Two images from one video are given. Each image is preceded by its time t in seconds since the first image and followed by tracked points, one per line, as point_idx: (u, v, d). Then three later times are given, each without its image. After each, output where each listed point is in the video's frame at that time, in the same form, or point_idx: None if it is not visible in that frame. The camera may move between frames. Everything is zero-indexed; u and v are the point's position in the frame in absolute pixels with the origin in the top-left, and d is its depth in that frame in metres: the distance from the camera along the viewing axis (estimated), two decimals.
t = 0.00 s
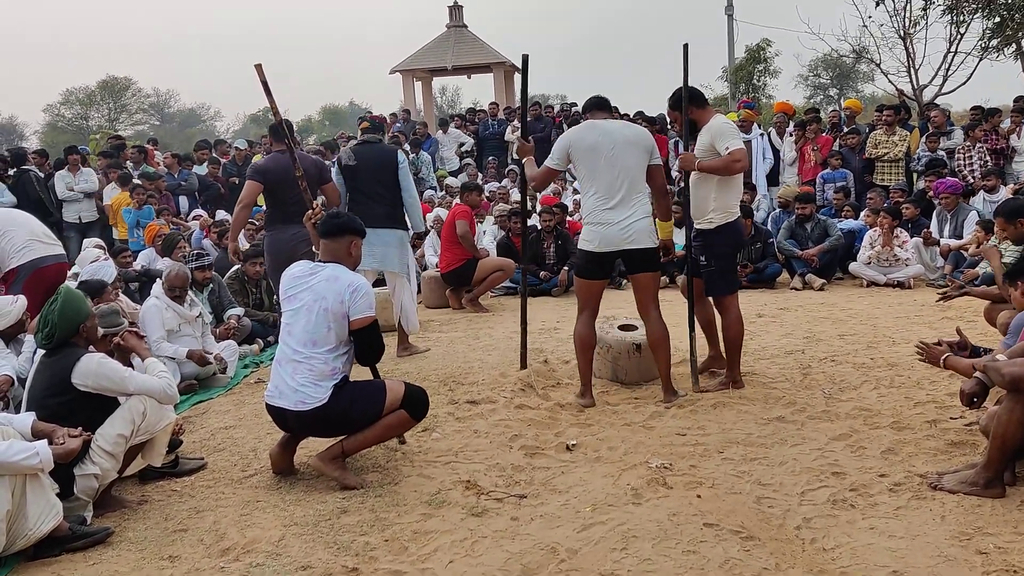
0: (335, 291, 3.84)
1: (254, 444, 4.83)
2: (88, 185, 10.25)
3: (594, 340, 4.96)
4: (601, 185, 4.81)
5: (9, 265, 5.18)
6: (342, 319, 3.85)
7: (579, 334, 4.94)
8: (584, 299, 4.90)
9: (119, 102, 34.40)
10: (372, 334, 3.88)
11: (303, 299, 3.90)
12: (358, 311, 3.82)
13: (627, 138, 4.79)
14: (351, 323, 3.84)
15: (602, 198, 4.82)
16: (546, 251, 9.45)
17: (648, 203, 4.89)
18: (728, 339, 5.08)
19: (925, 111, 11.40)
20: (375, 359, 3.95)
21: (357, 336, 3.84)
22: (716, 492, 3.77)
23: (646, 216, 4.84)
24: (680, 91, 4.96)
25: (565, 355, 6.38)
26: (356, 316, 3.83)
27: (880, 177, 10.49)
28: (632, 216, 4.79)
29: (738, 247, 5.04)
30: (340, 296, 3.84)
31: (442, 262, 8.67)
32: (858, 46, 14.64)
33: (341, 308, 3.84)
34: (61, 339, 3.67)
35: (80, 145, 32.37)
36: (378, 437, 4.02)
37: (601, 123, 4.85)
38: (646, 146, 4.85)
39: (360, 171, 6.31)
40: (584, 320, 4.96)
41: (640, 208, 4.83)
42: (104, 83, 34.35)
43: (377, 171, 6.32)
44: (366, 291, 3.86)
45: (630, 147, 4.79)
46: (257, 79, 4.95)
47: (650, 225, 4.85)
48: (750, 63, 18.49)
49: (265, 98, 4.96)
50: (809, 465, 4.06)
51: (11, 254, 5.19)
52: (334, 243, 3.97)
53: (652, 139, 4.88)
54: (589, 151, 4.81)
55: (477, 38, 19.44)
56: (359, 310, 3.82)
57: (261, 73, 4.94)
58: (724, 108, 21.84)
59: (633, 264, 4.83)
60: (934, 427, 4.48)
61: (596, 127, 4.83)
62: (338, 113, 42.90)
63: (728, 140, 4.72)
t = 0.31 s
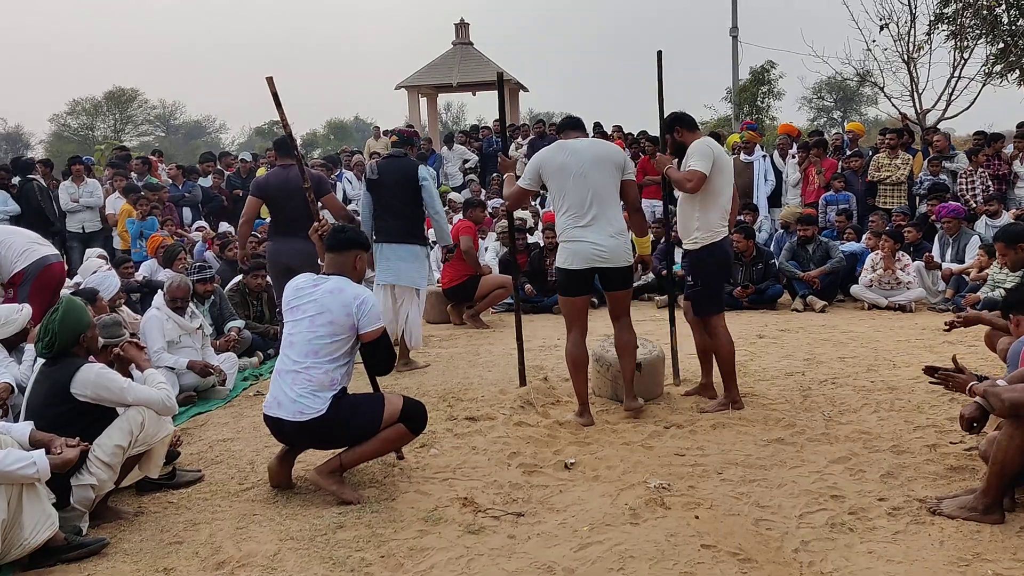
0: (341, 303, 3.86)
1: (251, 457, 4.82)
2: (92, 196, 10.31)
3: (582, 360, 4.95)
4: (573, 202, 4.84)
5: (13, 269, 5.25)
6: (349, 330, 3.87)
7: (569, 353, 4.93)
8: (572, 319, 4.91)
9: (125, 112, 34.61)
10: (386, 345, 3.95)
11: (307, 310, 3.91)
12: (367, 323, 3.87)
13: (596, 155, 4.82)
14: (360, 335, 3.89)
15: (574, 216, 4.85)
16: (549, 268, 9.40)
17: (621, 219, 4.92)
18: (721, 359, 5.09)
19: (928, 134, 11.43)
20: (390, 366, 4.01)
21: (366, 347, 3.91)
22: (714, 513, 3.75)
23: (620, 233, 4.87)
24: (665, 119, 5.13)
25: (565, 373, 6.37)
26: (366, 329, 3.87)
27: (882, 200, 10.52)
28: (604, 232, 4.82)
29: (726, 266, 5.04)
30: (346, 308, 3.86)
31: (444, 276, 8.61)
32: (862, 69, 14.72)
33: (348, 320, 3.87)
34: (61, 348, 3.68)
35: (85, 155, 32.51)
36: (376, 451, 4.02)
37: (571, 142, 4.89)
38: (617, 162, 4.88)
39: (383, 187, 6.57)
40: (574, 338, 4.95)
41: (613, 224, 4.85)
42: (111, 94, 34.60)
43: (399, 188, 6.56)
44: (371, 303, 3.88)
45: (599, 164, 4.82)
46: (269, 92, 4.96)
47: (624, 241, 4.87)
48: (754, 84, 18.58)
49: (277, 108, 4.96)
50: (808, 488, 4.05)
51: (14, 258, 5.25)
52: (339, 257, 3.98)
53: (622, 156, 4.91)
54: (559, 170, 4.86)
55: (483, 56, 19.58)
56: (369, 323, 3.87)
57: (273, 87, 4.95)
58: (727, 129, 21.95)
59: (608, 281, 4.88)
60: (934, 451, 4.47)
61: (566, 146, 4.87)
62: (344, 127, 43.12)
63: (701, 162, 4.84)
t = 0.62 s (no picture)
0: (336, 316, 3.85)
1: (251, 466, 4.81)
2: (99, 204, 10.38)
3: (580, 372, 4.93)
4: (567, 216, 4.85)
5: (28, 270, 5.42)
6: (345, 344, 3.87)
7: (568, 366, 4.91)
8: (568, 332, 4.91)
9: (133, 120, 34.82)
10: (383, 359, 3.97)
11: (302, 324, 3.90)
12: (363, 337, 3.87)
13: (589, 169, 4.83)
14: (356, 350, 3.89)
15: (567, 230, 4.86)
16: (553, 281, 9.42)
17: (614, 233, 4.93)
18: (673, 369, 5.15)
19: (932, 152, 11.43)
20: (385, 381, 4.01)
21: (365, 362, 3.91)
22: (715, 529, 3.73)
23: (613, 247, 4.88)
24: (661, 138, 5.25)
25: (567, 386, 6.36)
26: (362, 344, 3.87)
27: (887, 218, 10.51)
28: (598, 246, 4.82)
29: (705, 282, 5.11)
30: (341, 322, 3.85)
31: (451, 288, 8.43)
32: (868, 87, 14.75)
33: (344, 334, 3.86)
34: (64, 353, 3.69)
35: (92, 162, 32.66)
36: (375, 462, 4.01)
37: (564, 157, 4.90)
38: (610, 176, 4.89)
39: (407, 201, 6.72)
40: (572, 352, 4.91)
41: (606, 238, 4.86)
42: (119, 102, 34.83)
43: (421, 203, 6.67)
44: (367, 318, 3.87)
45: (592, 178, 4.83)
46: (261, 104, 5.03)
47: (617, 255, 4.89)
48: (760, 100, 18.64)
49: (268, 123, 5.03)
50: (810, 505, 4.02)
51: (26, 259, 5.42)
52: (334, 269, 3.97)
53: (615, 170, 4.92)
54: (552, 185, 4.87)
55: (490, 69, 19.69)
56: (365, 337, 3.87)
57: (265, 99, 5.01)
58: (732, 145, 21.99)
59: (599, 295, 4.92)
60: (937, 470, 4.44)
61: (559, 160, 4.88)
62: (350, 138, 43.30)
63: (668, 178, 4.97)
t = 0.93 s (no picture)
0: (329, 322, 3.83)
1: (251, 470, 4.81)
2: (103, 206, 10.42)
3: (581, 377, 4.91)
4: (567, 221, 4.85)
5: (35, 272, 5.42)
6: (338, 350, 3.86)
7: (570, 372, 4.90)
8: (569, 338, 4.90)
9: (137, 123, 34.92)
10: (371, 365, 3.90)
11: (296, 330, 3.88)
12: (353, 343, 3.82)
13: (592, 174, 4.84)
14: (347, 355, 3.85)
15: (567, 234, 4.86)
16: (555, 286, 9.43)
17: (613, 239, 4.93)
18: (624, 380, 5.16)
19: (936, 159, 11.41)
20: (373, 389, 3.96)
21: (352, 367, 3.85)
22: (717, 537, 3.72)
23: (613, 254, 4.88)
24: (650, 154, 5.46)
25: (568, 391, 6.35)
26: (351, 349, 3.83)
27: (891, 225, 10.49)
28: (598, 252, 4.82)
29: (674, 293, 5.08)
30: (333, 327, 3.83)
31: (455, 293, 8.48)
32: (872, 93, 14.73)
33: (336, 340, 3.84)
34: (65, 355, 3.68)
35: (95, 164, 32.71)
36: (375, 468, 4.01)
37: (566, 162, 4.90)
38: (612, 182, 4.90)
39: (432, 203, 6.91)
40: (572, 358, 4.90)
41: (606, 244, 4.86)
42: (123, 105, 34.94)
43: (441, 206, 6.84)
44: (358, 323, 3.83)
45: (594, 183, 4.83)
46: (252, 112, 5.22)
47: (616, 262, 4.89)
48: (764, 106, 18.63)
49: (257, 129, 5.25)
50: (812, 512, 4.01)
51: (35, 260, 5.42)
52: (332, 274, 3.97)
53: (617, 176, 4.93)
54: (553, 189, 4.87)
55: (494, 74, 19.71)
56: (355, 342, 3.82)
57: (255, 107, 5.20)
58: (735, 151, 21.98)
59: (597, 301, 4.94)
60: (940, 478, 4.42)
61: (562, 164, 4.89)
62: (353, 141, 43.38)
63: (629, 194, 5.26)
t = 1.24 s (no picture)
0: (323, 325, 3.80)
1: (253, 468, 4.81)
2: (105, 205, 10.41)
3: (582, 375, 4.91)
4: (568, 221, 4.83)
5: (39, 271, 5.44)
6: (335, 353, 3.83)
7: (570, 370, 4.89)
8: (569, 338, 4.89)
9: (139, 122, 34.98)
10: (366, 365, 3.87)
11: (294, 331, 3.86)
12: (348, 344, 3.79)
13: (596, 176, 4.83)
14: (339, 357, 3.81)
15: (566, 233, 4.85)
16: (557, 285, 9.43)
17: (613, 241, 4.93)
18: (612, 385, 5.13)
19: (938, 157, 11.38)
20: (369, 393, 3.95)
21: (345, 370, 3.82)
22: (719, 535, 3.71)
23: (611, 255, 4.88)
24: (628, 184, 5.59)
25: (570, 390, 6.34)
26: (344, 350, 3.79)
27: (893, 223, 10.47)
28: (598, 252, 4.81)
29: (650, 298, 4.96)
30: (328, 330, 3.80)
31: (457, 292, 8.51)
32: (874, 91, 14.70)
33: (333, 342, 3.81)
34: (66, 353, 3.68)
35: (98, 163, 32.77)
36: (375, 467, 4.00)
37: (575, 160, 4.89)
38: (616, 186, 4.90)
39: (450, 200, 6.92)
40: (572, 357, 4.91)
41: (605, 245, 4.86)
42: (126, 104, 35.00)
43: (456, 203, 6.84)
44: (354, 325, 3.81)
45: (598, 185, 4.83)
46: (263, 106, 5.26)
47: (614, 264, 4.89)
48: (767, 104, 18.61)
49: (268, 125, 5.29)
50: (814, 511, 4.00)
51: (39, 259, 5.43)
52: (334, 272, 3.95)
53: (621, 180, 4.93)
54: (556, 187, 4.86)
55: (495, 72, 19.70)
56: (349, 343, 3.79)
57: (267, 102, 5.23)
58: (738, 149, 21.94)
59: (592, 303, 4.93)
60: (943, 477, 4.41)
61: (567, 163, 4.88)
62: (356, 140, 43.38)
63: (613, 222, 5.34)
